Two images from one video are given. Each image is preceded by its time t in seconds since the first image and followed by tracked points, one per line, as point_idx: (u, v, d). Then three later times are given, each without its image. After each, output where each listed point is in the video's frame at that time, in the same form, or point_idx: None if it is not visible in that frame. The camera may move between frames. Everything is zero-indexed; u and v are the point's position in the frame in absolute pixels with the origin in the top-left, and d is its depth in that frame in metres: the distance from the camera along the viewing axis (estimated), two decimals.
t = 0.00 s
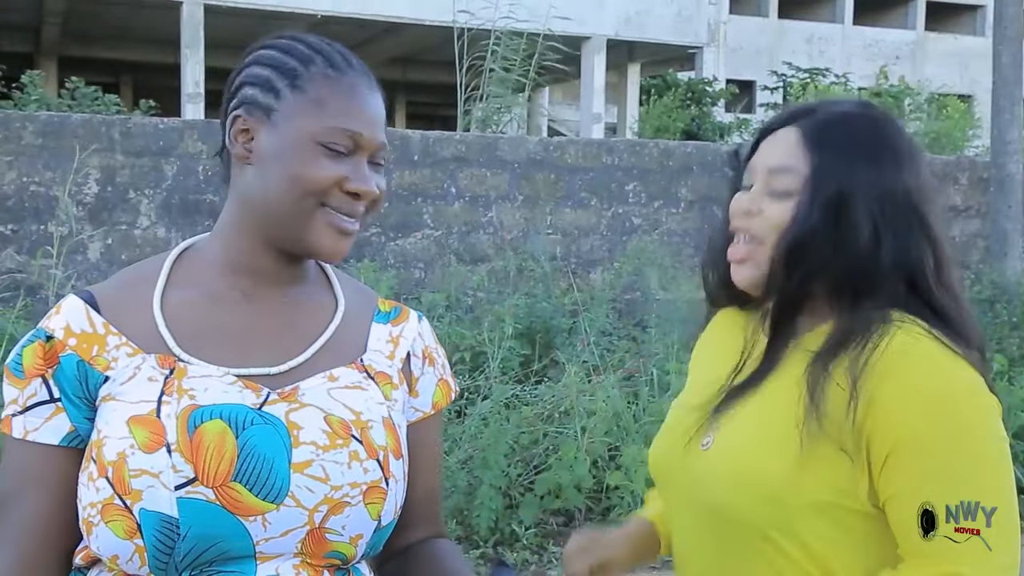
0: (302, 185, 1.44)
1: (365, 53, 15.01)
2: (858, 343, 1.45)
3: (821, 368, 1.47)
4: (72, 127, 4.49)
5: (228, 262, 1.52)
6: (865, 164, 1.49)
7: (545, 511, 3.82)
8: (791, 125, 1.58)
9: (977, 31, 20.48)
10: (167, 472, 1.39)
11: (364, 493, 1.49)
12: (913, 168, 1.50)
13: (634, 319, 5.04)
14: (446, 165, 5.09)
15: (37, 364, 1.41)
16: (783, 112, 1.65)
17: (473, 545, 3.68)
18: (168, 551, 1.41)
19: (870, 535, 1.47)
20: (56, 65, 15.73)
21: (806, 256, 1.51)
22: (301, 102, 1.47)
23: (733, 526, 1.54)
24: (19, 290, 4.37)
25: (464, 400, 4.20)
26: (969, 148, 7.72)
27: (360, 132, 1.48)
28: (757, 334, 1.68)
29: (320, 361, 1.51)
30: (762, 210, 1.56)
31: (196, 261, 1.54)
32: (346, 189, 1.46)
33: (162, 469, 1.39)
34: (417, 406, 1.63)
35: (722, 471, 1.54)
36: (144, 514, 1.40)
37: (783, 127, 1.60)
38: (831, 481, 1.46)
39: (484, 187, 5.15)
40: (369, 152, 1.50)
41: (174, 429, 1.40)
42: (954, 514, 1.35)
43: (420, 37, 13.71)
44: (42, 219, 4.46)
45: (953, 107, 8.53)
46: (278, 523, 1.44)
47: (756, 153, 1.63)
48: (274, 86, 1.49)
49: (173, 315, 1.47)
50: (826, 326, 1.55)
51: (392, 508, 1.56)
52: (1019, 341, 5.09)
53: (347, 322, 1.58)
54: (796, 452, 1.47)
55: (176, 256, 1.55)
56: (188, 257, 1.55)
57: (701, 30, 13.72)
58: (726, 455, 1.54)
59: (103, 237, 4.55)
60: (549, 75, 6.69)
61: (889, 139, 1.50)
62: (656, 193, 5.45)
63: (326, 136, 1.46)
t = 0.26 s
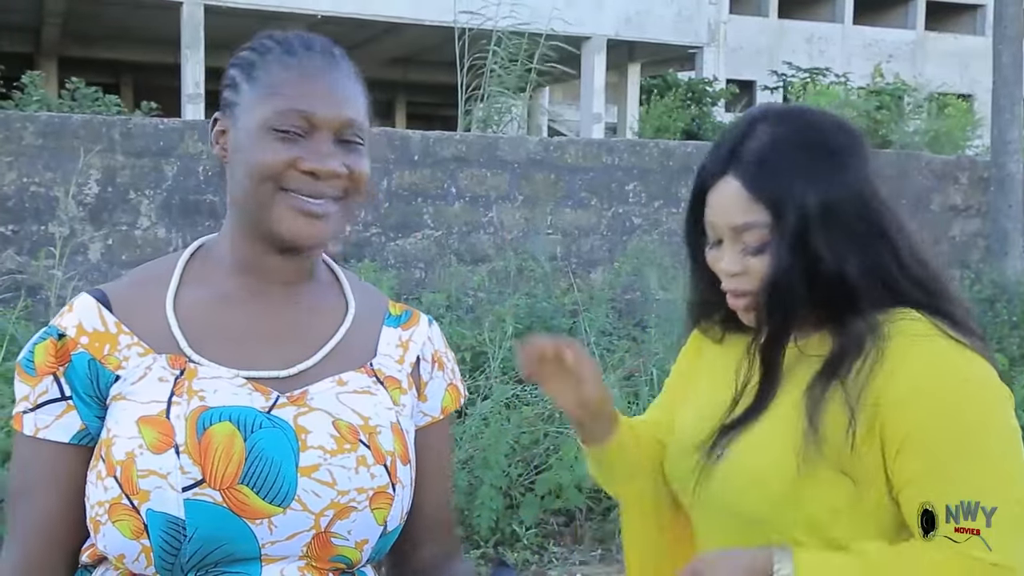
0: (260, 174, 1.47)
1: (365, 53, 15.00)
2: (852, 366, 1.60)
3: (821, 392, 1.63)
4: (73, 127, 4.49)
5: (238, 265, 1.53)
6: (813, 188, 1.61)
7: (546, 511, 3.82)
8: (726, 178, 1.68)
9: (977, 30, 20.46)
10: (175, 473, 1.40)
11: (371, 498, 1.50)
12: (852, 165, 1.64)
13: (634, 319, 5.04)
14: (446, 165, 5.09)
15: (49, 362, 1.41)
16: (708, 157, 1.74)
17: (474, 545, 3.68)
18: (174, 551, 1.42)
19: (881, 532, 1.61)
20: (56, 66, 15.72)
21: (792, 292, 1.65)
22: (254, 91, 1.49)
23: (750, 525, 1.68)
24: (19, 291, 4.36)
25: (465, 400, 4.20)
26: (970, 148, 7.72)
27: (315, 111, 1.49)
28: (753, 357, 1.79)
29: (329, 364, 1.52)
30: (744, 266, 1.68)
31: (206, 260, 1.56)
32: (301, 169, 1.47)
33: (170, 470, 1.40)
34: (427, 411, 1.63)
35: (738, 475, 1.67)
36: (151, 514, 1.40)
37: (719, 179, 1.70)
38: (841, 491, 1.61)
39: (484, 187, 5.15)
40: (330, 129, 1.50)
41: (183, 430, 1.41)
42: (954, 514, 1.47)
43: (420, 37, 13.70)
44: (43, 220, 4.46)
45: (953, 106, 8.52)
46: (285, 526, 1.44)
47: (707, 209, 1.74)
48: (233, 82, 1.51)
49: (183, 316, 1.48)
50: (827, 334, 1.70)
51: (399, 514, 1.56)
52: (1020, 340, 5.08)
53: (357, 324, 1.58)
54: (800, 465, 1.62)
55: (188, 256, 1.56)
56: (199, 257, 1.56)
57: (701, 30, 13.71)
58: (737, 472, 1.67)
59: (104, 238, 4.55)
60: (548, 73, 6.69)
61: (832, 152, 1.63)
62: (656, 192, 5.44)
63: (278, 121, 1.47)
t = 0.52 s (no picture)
0: (222, 169, 1.54)
1: (366, 53, 15.01)
2: (855, 375, 1.73)
3: (827, 402, 1.74)
4: (74, 127, 4.50)
5: (245, 266, 1.54)
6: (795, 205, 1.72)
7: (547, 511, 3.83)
8: (709, 198, 1.77)
9: (979, 31, 20.44)
10: (173, 473, 1.40)
11: (370, 502, 1.50)
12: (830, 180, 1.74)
13: (635, 319, 5.04)
14: (447, 165, 5.09)
15: (56, 359, 1.42)
16: (688, 178, 1.83)
17: (476, 545, 3.67)
18: (172, 550, 1.43)
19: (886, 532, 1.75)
20: (57, 66, 15.73)
21: (780, 306, 1.76)
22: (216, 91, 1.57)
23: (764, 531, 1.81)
24: (21, 291, 4.39)
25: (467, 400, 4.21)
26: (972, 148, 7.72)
27: (253, 93, 1.52)
28: (748, 374, 1.89)
29: (335, 366, 1.52)
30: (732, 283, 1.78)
31: (215, 260, 1.57)
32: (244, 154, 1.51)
33: (169, 470, 1.40)
34: (433, 414, 1.63)
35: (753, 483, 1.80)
36: (149, 513, 1.41)
37: (701, 199, 1.79)
38: (855, 496, 1.75)
39: (486, 187, 5.15)
40: (276, 109, 1.52)
41: (183, 430, 1.41)
42: (954, 514, 1.63)
43: (421, 37, 13.71)
44: (44, 219, 4.46)
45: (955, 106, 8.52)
46: (282, 528, 1.45)
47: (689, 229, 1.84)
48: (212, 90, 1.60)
49: (191, 315, 1.49)
50: (823, 341, 1.83)
51: (400, 518, 1.56)
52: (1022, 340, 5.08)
53: (364, 326, 1.58)
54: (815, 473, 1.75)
55: (197, 258, 1.57)
56: (209, 259, 1.57)
57: (702, 30, 13.71)
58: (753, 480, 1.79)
59: (105, 238, 4.55)
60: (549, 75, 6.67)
61: (809, 168, 1.74)
62: (658, 193, 5.45)
63: (228, 113, 1.54)
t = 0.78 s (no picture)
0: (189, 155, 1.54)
1: (369, 52, 15.01)
2: (859, 368, 1.63)
3: (831, 395, 1.65)
4: (77, 127, 4.50)
5: (250, 264, 1.55)
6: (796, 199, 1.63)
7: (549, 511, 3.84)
8: (710, 193, 1.66)
9: (983, 31, 20.43)
10: (176, 475, 1.41)
11: (374, 502, 1.49)
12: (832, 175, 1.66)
13: (637, 319, 5.04)
14: (450, 165, 5.09)
15: (64, 360, 1.44)
16: (685, 175, 1.72)
17: (478, 545, 3.68)
18: (177, 552, 1.43)
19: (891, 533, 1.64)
20: (61, 66, 15.76)
21: (778, 305, 1.67)
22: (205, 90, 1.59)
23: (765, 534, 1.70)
24: (24, 291, 4.41)
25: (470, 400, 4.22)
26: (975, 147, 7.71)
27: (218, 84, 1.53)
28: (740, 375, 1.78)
29: (342, 365, 1.52)
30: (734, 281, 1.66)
31: (224, 257, 1.58)
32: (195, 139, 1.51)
33: (172, 472, 1.41)
34: (443, 411, 1.63)
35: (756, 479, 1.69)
36: (153, 515, 1.42)
37: (702, 194, 1.68)
38: (864, 489, 1.64)
39: (488, 187, 5.15)
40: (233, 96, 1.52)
41: (186, 432, 1.42)
42: (954, 514, 1.53)
43: (424, 37, 13.71)
44: (48, 219, 4.46)
45: (959, 105, 8.51)
46: (286, 529, 1.45)
47: (688, 225, 1.71)
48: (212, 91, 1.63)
49: (199, 315, 1.50)
50: (824, 338, 1.72)
51: (405, 518, 1.56)
52: None
53: (372, 325, 1.59)
54: (824, 470, 1.65)
55: (208, 254, 1.58)
56: (219, 255, 1.58)
57: (705, 30, 13.71)
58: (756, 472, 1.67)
59: (109, 238, 4.56)
60: (552, 74, 6.68)
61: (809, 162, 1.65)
62: (661, 192, 5.45)
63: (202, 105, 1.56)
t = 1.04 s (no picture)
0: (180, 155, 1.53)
1: (371, 53, 15.02)
2: (876, 351, 1.70)
3: (846, 375, 1.71)
4: (81, 128, 4.50)
5: (252, 264, 1.55)
6: (834, 178, 1.72)
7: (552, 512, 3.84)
8: (753, 164, 1.76)
9: (986, 31, 20.41)
10: (181, 474, 1.41)
11: (378, 502, 1.49)
12: (868, 166, 1.74)
13: (640, 320, 5.04)
14: (453, 166, 5.09)
15: (71, 359, 1.43)
16: (731, 147, 1.82)
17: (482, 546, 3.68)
18: (181, 550, 1.43)
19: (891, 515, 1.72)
20: (64, 67, 15.77)
21: (805, 282, 1.74)
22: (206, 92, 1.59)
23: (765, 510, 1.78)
24: (27, 292, 4.41)
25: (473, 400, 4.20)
26: (979, 149, 7.71)
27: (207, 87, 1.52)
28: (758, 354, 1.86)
29: (348, 364, 1.52)
30: (763, 255, 1.73)
31: (230, 260, 1.58)
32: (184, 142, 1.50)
33: (177, 471, 1.40)
34: (448, 409, 1.62)
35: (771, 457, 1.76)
36: (158, 513, 1.42)
37: (744, 164, 1.77)
38: (869, 473, 1.72)
39: (491, 188, 5.15)
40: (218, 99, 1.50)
41: (191, 431, 1.41)
42: (954, 515, 1.59)
43: (426, 38, 13.72)
44: (51, 220, 4.46)
45: (962, 107, 8.50)
46: (290, 528, 1.45)
47: (725, 196, 1.80)
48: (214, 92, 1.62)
49: (205, 316, 1.50)
50: (842, 324, 1.79)
51: (410, 516, 1.55)
52: None
53: (379, 324, 1.58)
54: (830, 448, 1.73)
55: (214, 258, 1.58)
56: (226, 258, 1.59)
57: (707, 30, 13.71)
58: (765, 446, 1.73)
59: (112, 238, 4.56)
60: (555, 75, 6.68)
61: (850, 149, 1.74)
62: (663, 193, 5.45)
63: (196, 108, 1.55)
